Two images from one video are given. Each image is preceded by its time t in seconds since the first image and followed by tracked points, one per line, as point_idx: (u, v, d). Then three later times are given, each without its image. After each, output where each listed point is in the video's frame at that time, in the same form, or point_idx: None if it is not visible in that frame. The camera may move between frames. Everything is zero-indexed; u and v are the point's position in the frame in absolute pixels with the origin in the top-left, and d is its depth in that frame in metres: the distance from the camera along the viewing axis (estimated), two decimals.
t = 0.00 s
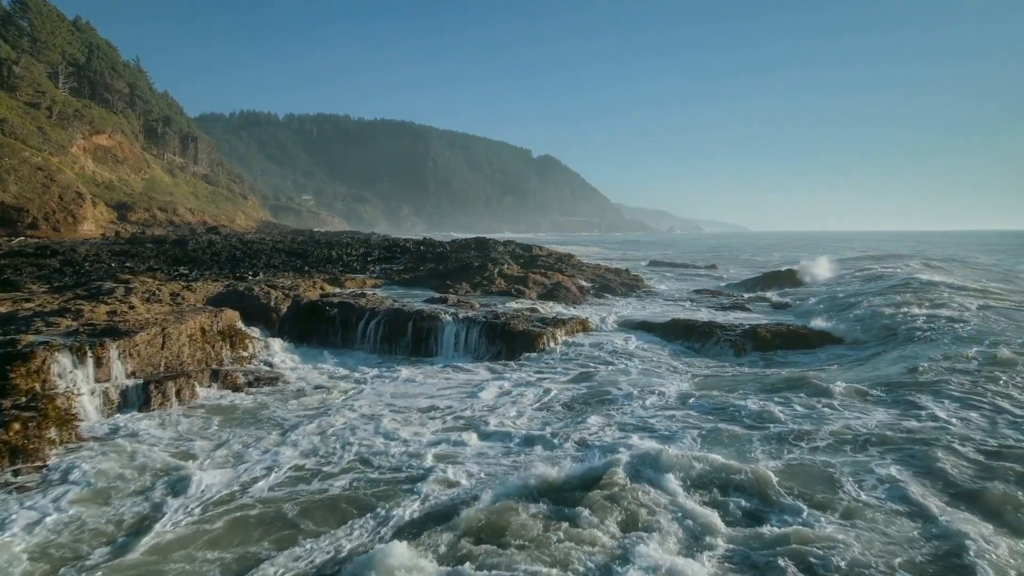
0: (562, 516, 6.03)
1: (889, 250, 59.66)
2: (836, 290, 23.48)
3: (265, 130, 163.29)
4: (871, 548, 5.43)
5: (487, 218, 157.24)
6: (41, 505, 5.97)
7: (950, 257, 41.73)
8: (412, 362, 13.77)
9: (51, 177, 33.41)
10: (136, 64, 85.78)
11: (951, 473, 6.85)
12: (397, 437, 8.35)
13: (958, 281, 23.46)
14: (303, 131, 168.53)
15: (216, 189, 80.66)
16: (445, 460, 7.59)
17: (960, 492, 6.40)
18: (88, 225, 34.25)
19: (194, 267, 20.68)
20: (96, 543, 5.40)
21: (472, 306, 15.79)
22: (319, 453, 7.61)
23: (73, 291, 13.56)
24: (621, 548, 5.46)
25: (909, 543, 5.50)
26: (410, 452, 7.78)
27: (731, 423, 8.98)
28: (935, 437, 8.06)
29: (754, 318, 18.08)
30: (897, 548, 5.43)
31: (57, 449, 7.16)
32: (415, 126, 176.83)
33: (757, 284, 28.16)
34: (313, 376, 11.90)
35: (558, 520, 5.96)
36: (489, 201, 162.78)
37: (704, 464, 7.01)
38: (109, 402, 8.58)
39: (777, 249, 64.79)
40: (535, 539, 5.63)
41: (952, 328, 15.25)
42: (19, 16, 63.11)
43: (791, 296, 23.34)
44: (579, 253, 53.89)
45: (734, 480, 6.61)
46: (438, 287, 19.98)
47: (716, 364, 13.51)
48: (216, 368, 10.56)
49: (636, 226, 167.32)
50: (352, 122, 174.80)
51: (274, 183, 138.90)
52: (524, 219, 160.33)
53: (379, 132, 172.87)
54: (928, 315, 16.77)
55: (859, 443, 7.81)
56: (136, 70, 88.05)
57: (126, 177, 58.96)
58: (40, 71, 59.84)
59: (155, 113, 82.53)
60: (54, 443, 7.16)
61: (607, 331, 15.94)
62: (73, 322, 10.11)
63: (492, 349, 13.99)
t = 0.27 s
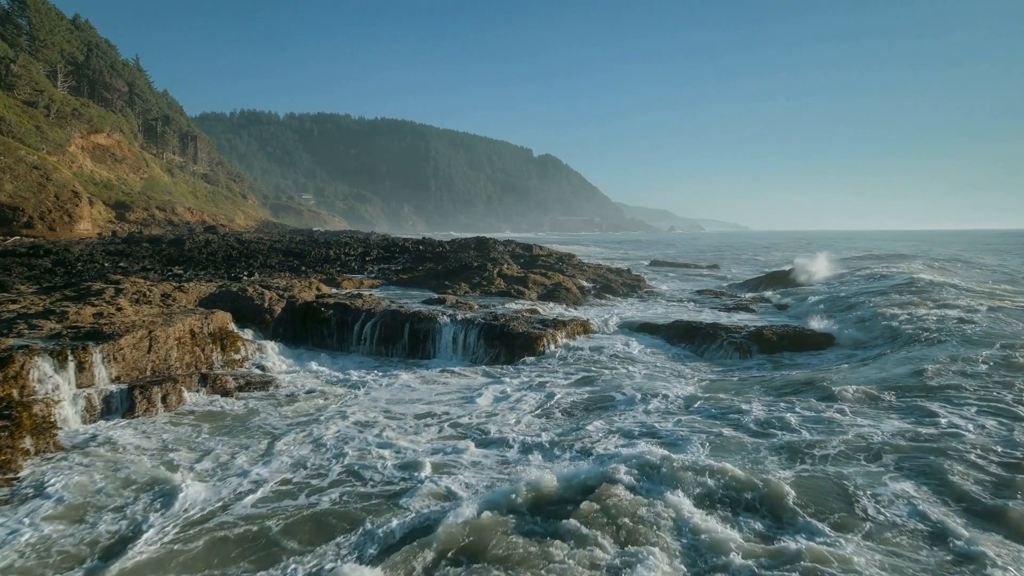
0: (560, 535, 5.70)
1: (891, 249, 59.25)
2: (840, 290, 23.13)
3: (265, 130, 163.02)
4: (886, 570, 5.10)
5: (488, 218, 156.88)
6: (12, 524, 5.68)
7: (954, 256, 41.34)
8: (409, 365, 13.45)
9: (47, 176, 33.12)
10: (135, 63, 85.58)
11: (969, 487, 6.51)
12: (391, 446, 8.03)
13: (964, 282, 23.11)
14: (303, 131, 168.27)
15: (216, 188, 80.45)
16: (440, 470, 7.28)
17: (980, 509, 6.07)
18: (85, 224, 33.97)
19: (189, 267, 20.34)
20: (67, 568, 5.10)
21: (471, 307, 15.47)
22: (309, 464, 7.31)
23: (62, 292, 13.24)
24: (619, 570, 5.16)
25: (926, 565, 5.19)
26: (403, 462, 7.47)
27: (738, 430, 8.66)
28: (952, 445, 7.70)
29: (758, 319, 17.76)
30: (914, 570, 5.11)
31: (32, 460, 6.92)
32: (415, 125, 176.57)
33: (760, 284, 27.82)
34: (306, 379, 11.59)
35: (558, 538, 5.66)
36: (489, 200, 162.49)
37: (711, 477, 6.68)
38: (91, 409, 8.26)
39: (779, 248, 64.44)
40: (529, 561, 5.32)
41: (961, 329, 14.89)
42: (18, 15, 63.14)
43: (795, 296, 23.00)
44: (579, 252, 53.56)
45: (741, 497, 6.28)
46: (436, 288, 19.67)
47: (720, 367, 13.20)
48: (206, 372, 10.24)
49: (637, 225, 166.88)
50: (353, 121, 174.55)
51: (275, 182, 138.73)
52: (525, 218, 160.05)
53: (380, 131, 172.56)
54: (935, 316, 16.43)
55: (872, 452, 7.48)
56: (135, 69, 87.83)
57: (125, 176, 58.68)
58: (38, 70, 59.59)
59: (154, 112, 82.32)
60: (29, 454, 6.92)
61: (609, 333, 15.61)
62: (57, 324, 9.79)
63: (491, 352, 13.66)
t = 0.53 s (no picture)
0: (558, 553, 5.42)
1: (894, 248, 58.81)
2: (845, 290, 22.82)
3: (265, 129, 162.76)
4: None
5: (488, 217, 156.57)
6: None
7: (958, 256, 41.01)
8: (406, 367, 13.16)
9: (44, 175, 32.84)
10: (135, 61, 85.35)
11: (986, 500, 6.22)
12: (385, 455, 7.75)
13: (972, 282, 22.77)
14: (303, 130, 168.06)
15: (215, 187, 80.24)
16: (435, 480, 6.99)
17: (999, 525, 5.78)
18: (81, 223, 33.75)
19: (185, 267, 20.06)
20: None
21: (470, 309, 15.18)
22: (299, 474, 7.02)
23: (52, 293, 12.99)
24: None
25: None
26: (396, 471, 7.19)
27: (745, 436, 8.36)
28: (968, 453, 7.40)
29: (762, 321, 17.45)
30: None
31: (8, 470, 6.73)
32: (416, 124, 176.24)
33: (763, 284, 27.52)
34: (300, 383, 11.30)
35: (557, 557, 5.37)
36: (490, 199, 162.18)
37: (720, 492, 6.35)
38: (75, 415, 8.01)
39: (781, 247, 64.26)
40: None
41: (971, 330, 14.57)
42: (16, 13, 62.93)
43: (799, 296, 22.71)
44: (580, 251, 53.26)
45: (750, 512, 5.99)
46: (435, 288, 19.39)
47: (725, 371, 12.90)
48: (196, 375, 9.97)
49: (638, 225, 166.53)
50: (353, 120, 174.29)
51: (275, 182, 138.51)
52: (526, 218, 159.78)
53: (380, 130, 172.27)
54: (944, 316, 16.11)
55: (886, 460, 7.17)
56: (135, 68, 87.65)
57: (124, 176, 58.42)
58: (37, 69, 59.35)
59: (154, 111, 82.08)
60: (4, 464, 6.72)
61: (611, 335, 15.31)
62: (42, 327, 9.51)
63: (490, 354, 13.37)
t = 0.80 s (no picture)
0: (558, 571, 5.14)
1: (896, 248, 58.45)
2: (848, 290, 22.52)
3: (265, 128, 162.53)
4: None
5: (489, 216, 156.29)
6: None
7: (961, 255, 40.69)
8: (403, 370, 12.87)
9: (40, 174, 32.57)
10: (134, 60, 85.20)
11: (1009, 517, 5.91)
12: (379, 464, 7.47)
13: (978, 283, 22.45)
14: (304, 129, 167.88)
15: (215, 186, 80.07)
16: (431, 490, 6.71)
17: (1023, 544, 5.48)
18: (79, 223, 33.54)
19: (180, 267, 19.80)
20: None
21: (469, 310, 14.88)
22: (288, 486, 6.74)
23: (42, 293, 12.73)
24: None
25: None
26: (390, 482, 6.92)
27: (751, 442, 8.05)
28: (987, 463, 7.09)
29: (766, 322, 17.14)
30: None
31: None
32: (416, 123, 175.97)
33: (766, 284, 27.23)
34: (293, 386, 11.02)
35: None
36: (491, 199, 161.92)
37: (729, 510, 6.03)
38: (57, 421, 7.74)
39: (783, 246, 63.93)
40: None
41: (981, 332, 14.26)
42: (15, 12, 62.79)
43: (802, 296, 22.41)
44: (581, 251, 52.97)
45: (760, 531, 5.70)
46: (434, 289, 19.11)
47: (729, 374, 12.59)
48: (185, 379, 9.69)
49: (639, 224, 166.26)
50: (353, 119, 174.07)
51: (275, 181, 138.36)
52: (527, 217, 159.49)
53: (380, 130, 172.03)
54: (952, 318, 15.80)
55: (901, 470, 6.87)
56: (135, 67, 87.50)
57: (123, 175, 58.18)
58: (36, 68, 59.18)
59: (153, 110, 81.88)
60: None
61: (612, 336, 15.00)
62: (26, 329, 9.23)
63: (489, 356, 13.08)
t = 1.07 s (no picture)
0: None
1: (899, 247, 58.02)
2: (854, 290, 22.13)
3: (266, 128, 162.26)
4: None
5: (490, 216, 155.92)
6: None
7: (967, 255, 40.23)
8: (399, 374, 12.51)
9: (36, 172, 32.14)
10: (134, 59, 84.95)
11: None
12: (371, 476, 7.13)
13: (986, 284, 22.05)
14: (304, 128, 167.61)
15: (215, 186, 79.81)
16: (425, 505, 6.39)
17: None
18: (75, 222, 33.22)
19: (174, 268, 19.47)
20: None
21: (467, 311, 14.52)
22: (275, 502, 6.42)
23: (29, 295, 12.40)
24: None
25: None
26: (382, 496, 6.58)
27: (761, 451, 7.71)
28: (1011, 477, 6.73)
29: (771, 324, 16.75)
30: None
31: None
32: (417, 122, 175.62)
33: (770, 284, 26.83)
34: (285, 391, 10.67)
35: None
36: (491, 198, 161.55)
37: (740, 532, 5.71)
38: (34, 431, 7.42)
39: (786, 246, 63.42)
40: None
41: (994, 334, 13.87)
42: (13, 10, 62.54)
43: (808, 296, 22.00)
44: (582, 251, 52.56)
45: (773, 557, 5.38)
46: (432, 289, 18.76)
47: (735, 377, 12.23)
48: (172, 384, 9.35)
49: (641, 223, 165.74)
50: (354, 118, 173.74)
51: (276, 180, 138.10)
52: (528, 216, 159.10)
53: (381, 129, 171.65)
54: (962, 319, 15.42)
55: (920, 483, 6.52)
56: (134, 65, 87.27)
57: (122, 174, 57.86)
58: (34, 66, 58.89)
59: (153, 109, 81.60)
60: None
61: (614, 339, 14.63)
62: (7, 333, 8.91)
63: (487, 359, 12.73)
